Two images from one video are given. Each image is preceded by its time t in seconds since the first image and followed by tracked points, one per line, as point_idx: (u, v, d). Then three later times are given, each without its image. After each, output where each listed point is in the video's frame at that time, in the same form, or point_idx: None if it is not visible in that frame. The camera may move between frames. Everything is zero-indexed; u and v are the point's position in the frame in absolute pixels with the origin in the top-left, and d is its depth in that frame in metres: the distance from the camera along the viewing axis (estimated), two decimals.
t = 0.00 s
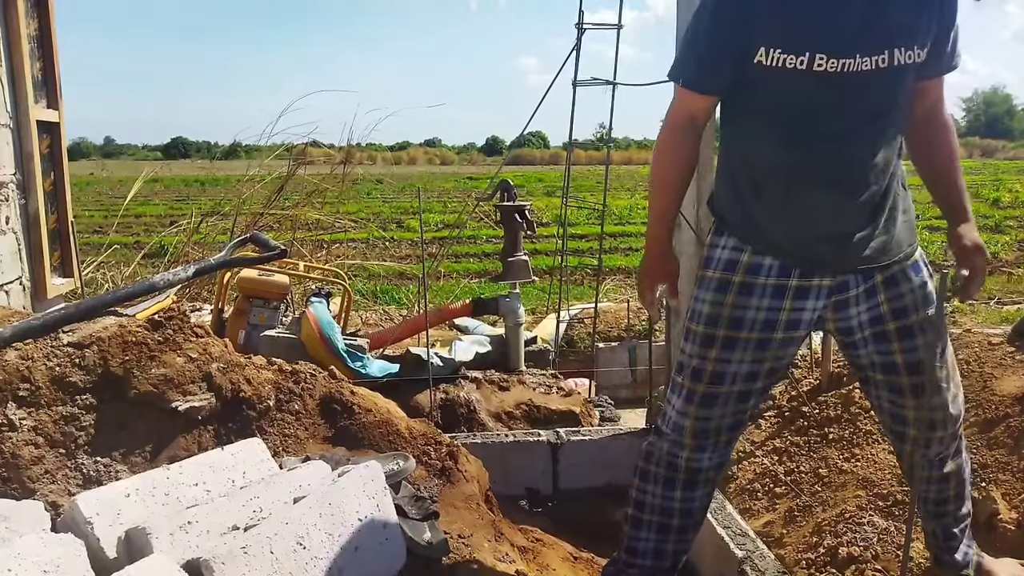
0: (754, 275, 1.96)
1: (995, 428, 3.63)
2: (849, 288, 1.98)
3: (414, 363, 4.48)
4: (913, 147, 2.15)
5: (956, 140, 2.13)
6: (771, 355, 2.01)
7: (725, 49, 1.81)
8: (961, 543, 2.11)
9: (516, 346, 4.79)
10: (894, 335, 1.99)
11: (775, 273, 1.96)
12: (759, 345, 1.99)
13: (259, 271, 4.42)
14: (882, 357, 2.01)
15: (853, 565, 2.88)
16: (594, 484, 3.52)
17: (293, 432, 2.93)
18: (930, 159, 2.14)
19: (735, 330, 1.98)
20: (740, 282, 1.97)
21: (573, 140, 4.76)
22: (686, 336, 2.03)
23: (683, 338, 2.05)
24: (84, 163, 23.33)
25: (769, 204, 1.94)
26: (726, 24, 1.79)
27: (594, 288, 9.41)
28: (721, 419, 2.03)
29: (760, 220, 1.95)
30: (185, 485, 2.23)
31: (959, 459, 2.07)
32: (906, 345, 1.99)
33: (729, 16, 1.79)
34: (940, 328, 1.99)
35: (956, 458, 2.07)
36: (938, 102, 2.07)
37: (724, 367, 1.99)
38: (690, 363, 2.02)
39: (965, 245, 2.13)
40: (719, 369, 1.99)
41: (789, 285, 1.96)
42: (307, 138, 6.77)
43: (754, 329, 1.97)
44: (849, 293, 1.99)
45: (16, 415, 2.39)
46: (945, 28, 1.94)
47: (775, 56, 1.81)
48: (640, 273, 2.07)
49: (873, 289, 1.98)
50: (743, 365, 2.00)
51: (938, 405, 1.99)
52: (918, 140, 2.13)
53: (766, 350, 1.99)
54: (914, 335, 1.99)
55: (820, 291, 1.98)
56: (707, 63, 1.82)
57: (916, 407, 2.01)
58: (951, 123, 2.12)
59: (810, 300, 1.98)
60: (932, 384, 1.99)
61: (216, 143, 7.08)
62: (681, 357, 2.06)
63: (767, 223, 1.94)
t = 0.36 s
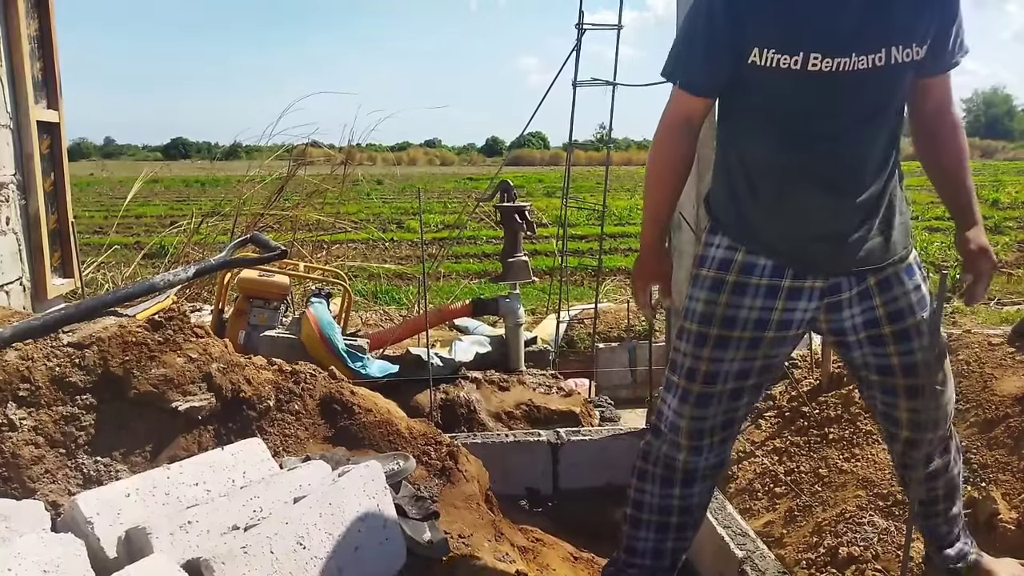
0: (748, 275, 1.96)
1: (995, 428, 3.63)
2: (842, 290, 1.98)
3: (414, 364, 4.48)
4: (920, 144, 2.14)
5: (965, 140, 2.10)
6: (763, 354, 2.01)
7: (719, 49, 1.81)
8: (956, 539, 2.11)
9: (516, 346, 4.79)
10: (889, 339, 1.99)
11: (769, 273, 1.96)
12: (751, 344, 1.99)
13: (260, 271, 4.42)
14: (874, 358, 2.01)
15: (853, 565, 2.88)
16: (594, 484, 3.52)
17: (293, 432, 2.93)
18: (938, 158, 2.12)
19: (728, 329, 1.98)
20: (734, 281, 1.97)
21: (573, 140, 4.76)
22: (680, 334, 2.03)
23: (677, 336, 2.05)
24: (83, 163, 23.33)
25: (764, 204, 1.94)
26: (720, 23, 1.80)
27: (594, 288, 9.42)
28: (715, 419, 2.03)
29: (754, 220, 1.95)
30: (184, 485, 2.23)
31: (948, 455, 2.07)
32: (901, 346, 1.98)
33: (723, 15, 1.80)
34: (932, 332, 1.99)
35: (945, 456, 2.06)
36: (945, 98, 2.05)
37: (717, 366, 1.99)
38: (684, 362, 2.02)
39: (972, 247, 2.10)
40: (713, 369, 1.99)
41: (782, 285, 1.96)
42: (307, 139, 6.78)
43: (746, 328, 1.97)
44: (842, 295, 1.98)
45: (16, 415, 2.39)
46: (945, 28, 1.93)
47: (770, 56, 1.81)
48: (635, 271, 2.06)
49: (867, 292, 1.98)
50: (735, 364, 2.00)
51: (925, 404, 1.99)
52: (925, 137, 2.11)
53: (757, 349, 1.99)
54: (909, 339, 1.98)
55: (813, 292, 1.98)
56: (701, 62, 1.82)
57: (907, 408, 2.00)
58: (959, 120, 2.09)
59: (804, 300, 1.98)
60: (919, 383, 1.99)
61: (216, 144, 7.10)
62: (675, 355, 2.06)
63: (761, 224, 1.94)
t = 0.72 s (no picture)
0: (753, 276, 1.96)
1: (995, 428, 3.63)
2: (850, 291, 1.98)
3: (414, 364, 4.48)
4: (931, 143, 2.13)
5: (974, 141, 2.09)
6: (768, 355, 2.01)
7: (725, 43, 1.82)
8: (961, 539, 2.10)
9: (516, 346, 4.79)
10: (896, 344, 1.99)
11: (775, 274, 1.96)
12: (756, 346, 1.99)
13: (259, 271, 4.43)
14: (884, 365, 2.02)
15: (853, 565, 2.89)
16: (594, 484, 3.52)
17: (293, 432, 2.93)
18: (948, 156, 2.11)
19: (733, 331, 1.98)
20: (739, 283, 1.97)
21: (573, 140, 4.76)
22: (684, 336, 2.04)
23: (682, 338, 2.05)
24: (83, 163, 23.34)
25: (770, 202, 1.94)
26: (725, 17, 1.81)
27: (594, 288, 9.42)
28: (718, 422, 2.03)
29: (761, 219, 1.95)
30: (185, 485, 2.23)
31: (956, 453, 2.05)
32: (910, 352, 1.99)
33: (731, 11, 1.81)
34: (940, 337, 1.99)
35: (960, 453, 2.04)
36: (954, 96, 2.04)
37: (721, 369, 1.99)
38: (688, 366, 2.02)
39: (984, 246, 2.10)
40: (718, 371, 1.99)
41: (789, 287, 1.96)
42: (307, 138, 6.78)
43: (752, 330, 1.97)
44: (851, 297, 1.98)
45: (16, 415, 2.39)
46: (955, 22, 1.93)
47: (778, 49, 1.81)
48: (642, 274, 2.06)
49: (876, 295, 1.98)
50: (739, 367, 2.00)
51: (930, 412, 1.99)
52: (937, 137, 2.11)
53: (762, 351, 1.99)
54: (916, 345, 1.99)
55: (819, 294, 1.98)
56: (708, 57, 1.83)
57: (918, 414, 2.00)
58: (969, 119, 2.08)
59: (811, 302, 1.97)
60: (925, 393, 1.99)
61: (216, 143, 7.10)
62: (680, 358, 2.06)
63: (768, 221, 1.94)
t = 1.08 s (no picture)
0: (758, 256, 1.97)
1: (995, 428, 3.63)
2: (852, 289, 1.97)
3: (414, 364, 4.47)
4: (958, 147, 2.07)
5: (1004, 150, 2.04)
6: (766, 336, 2.00)
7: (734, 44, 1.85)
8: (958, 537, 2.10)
9: (516, 346, 4.79)
10: (901, 347, 1.98)
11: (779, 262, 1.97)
12: (755, 324, 1.99)
13: (259, 271, 4.43)
14: (885, 363, 2.00)
15: (853, 565, 2.89)
16: (594, 484, 3.51)
17: (293, 432, 2.93)
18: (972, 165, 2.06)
19: (732, 304, 1.99)
20: (743, 259, 1.99)
21: (573, 140, 4.76)
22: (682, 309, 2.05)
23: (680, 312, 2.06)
24: (83, 163, 23.35)
25: (783, 201, 1.94)
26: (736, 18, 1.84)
27: (594, 288, 9.43)
28: (712, 400, 2.03)
29: (772, 217, 1.96)
30: (185, 485, 2.23)
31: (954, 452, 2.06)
32: (912, 354, 1.98)
33: (739, 15, 1.84)
34: (945, 340, 1.98)
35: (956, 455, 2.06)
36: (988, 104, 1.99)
37: (718, 341, 1.99)
38: (683, 338, 2.02)
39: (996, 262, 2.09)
40: (713, 345, 1.99)
41: (792, 275, 1.97)
42: (307, 139, 6.78)
43: (752, 306, 1.98)
44: (853, 294, 1.97)
45: (16, 415, 2.39)
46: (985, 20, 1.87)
47: (787, 52, 1.82)
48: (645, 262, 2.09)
49: (881, 296, 1.97)
50: (738, 343, 1.99)
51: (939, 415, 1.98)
52: (965, 143, 2.05)
53: (762, 330, 1.99)
54: (920, 347, 1.98)
55: (821, 288, 1.97)
56: (716, 60, 1.86)
57: (918, 416, 1.99)
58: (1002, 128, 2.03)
59: (812, 295, 1.98)
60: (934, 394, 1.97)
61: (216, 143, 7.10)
62: (675, 331, 2.06)
63: (778, 220, 1.95)
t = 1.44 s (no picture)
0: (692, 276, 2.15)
1: (995, 428, 3.63)
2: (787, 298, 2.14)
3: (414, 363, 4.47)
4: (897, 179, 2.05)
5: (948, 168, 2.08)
6: (713, 337, 2.17)
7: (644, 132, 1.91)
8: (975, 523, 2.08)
9: (516, 346, 4.79)
10: (855, 334, 2.09)
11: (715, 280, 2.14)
12: (702, 325, 2.14)
13: (259, 271, 4.42)
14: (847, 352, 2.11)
15: (853, 565, 2.89)
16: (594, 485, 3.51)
17: (293, 432, 2.93)
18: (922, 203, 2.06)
19: (678, 308, 2.14)
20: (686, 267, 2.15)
21: (573, 139, 4.76)
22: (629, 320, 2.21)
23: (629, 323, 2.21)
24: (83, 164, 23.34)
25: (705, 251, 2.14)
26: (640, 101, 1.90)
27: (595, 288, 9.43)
28: (668, 403, 2.16)
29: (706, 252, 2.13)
30: (184, 485, 2.22)
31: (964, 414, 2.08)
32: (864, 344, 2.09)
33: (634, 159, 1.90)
34: (902, 322, 2.07)
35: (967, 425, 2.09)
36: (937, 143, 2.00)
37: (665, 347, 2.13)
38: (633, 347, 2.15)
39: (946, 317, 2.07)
40: (664, 348, 2.13)
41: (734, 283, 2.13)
42: (307, 138, 6.79)
43: (698, 309, 2.13)
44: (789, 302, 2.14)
45: (15, 414, 2.39)
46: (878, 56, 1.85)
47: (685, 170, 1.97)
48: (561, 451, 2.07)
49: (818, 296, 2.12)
50: (688, 343, 2.14)
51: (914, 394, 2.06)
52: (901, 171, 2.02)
53: (709, 330, 2.15)
54: (878, 330, 2.07)
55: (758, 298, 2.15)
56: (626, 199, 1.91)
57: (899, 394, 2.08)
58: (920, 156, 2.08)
59: (751, 302, 2.15)
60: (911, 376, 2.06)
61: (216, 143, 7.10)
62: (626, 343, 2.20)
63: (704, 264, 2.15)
